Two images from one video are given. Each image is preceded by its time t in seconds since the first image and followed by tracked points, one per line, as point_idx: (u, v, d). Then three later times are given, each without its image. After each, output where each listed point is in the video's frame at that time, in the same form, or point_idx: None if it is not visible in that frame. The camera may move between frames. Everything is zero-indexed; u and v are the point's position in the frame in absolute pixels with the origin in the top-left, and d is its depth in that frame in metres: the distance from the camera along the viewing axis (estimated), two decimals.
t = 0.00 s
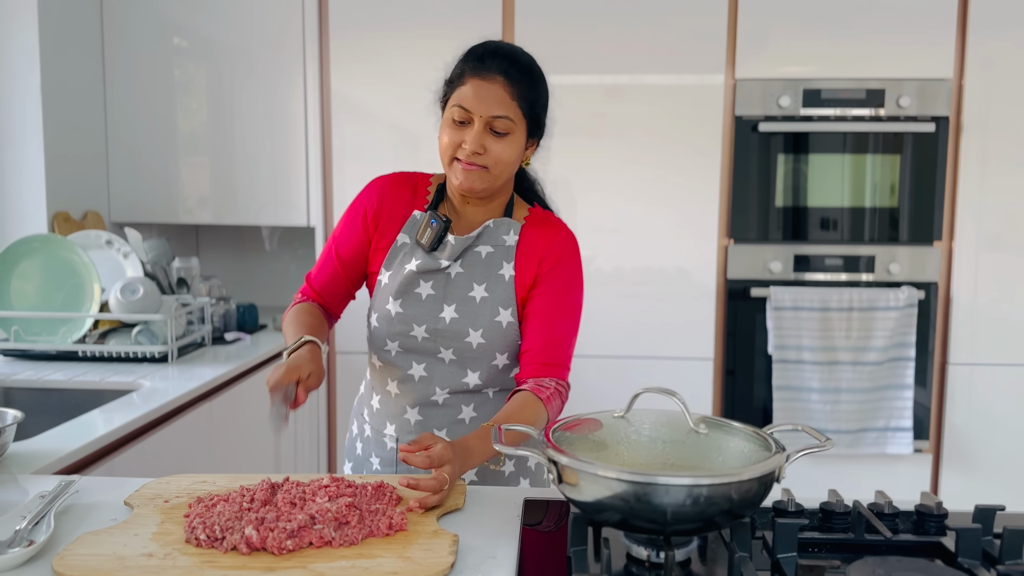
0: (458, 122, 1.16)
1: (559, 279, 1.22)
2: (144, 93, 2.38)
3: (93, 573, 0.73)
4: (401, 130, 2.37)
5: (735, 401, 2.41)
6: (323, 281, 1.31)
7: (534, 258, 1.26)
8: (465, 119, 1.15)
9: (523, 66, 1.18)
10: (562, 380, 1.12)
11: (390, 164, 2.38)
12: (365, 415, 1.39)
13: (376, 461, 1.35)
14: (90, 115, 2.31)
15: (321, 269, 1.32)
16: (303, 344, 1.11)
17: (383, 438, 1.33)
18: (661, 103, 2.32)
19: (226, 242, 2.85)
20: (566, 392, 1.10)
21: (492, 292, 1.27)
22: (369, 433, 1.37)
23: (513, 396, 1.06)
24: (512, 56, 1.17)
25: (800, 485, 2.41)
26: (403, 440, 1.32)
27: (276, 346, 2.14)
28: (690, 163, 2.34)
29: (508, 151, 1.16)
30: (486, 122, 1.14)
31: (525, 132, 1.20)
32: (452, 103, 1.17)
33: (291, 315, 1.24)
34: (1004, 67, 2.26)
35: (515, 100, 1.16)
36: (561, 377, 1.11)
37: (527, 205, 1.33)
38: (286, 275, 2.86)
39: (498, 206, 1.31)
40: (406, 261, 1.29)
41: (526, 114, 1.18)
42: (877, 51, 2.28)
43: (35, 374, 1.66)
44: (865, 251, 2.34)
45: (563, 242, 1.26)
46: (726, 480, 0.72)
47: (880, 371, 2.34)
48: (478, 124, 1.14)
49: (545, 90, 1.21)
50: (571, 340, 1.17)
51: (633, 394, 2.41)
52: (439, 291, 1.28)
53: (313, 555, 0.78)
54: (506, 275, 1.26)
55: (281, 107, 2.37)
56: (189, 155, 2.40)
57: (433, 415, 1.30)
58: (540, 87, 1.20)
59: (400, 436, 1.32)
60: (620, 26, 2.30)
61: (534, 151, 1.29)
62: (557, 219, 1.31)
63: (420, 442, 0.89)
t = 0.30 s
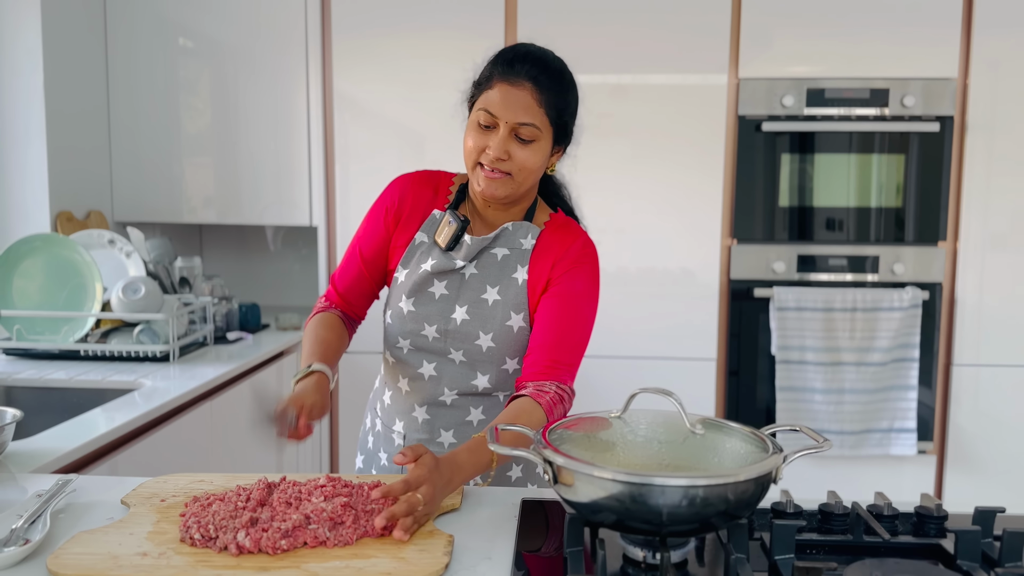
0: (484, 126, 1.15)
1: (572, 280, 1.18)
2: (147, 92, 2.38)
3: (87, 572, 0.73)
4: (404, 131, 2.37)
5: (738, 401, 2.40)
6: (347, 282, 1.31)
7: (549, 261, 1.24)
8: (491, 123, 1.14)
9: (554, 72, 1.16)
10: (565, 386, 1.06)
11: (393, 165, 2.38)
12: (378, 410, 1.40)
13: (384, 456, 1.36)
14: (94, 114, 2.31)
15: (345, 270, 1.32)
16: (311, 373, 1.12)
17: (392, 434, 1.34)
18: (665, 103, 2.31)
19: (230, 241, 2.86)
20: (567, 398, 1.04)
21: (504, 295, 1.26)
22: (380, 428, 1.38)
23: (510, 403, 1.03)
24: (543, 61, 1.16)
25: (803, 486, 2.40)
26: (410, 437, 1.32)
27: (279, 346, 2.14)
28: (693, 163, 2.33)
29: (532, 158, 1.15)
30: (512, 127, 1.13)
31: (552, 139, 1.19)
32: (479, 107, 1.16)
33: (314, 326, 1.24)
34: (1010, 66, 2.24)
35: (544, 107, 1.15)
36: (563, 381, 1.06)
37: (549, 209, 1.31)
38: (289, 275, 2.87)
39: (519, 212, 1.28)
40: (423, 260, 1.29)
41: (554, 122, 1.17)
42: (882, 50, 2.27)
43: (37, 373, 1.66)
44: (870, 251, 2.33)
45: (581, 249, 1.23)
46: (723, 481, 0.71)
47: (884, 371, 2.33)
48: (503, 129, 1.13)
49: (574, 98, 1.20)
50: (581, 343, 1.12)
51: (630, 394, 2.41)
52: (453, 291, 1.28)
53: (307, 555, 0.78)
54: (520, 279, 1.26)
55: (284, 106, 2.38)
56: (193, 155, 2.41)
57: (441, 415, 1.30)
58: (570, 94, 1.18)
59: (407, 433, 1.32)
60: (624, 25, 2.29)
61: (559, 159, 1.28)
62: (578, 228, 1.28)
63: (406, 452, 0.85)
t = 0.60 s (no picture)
0: (503, 128, 1.14)
1: (589, 285, 1.16)
2: (152, 92, 2.39)
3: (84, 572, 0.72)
4: (409, 131, 2.37)
5: (742, 402, 2.39)
6: (359, 278, 1.31)
7: (567, 264, 1.21)
8: (511, 125, 1.13)
9: (577, 75, 1.15)
10: (573, 391, 1.06)
11: (397, 165, 2.38)
12: (392, 406, 1.40)
13: (394, 453, 1.36)
14: (99, 114, 2.32)
15: (358, 265, 1.31)
16: (318, 369, 1.11)
17: (402, 431, 1.34)
18: (670, 103, 2.31)
19: (234, 241, 2.86)
20: (573, 404, 1.04)
21: (518, 298, 1.24)
22: (392, 424, 1.38)
23: (516, 403, 1.03)
24: (567, 63, 1.14)
25: (807, 487, 2.39)
26: (418, 436, 1.31)
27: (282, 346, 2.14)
28: (698, 164, 2.32)
29: (552, 161, 1.14)
30: (532, 131, 1.12)
31: (573, 143, 1.17)
32: (499, 108, 1.15)
33: (323, 319, 1.25)
34: (1019, 66, 2.23)
35: (565, 111, 1.13)
36: (571, 387, 1.06)
37: (569, 210, 1.30)
38: (294, 275, 2.87)
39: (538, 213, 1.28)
40: (437, 261, 1.28)
41: (576, 126, 1.15)
42: (890, 50, 2.25)
43: (41, 372, 1.67)
44: (878, 251, 2.32)
45: (600, 252, 1.21)
46: (723, 483, 0.70)
47: (889, 373, 2.31)
48: (522, 132, 1.12)
49: (597, 101, 1.18)
50: (593, 350, 1.11)
51: (630, 394, 2.40)
52: (467, 291, 1.27)
53: (304, 555, 0.78)
54: (535, 282, 1.23)
55: (289, 106, 2.38)
56: (198, 155, 2.41)
57: (451, 416, 1.29)
58: (593, 98, 1.17)
59: (416, 431, 1.31)
60: (628, 25, 2.29)
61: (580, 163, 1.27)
62: (597, 230, 1.26)
63: (416, 458, 0.85)
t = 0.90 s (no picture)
0: (517, 133, 1.13)
1: (599, 288, 1.14)
2: (158, 92, 2.39)
3: (81, 571, 0.72)
4: (413, 130, 2.36)
5: (748, 404, 2.38)
6: (370, 278, 1.34)
7: (578, 266, 1.19)
8: (525, 131, 1.12)
9: (593, 82, 1.13)
10: (581, 395, 1.05)
11: (401, 164, 2.38)
12: (402, 407, 1.40)
13: (403, 454, 1.36)
14: (104, 113, 2.32)
15: (370, 266, 1.35)
16: (333, 344, 1.16)
17: (412, 432, 1.34)
18: (675, 103, 2.30)
19: (240, 241, 2.87)
20: (581, 409, 1.03)
21: (528, 299, 1.23)
22: (402, 424, 1.38)
23: (522, 406, 1.03)
24: (582, 68, 1.12)
25: (813, 489, 2.37)
26: (428, 436, 1.31)
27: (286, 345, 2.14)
28: (704, 163, 2.31)
29: (564, 168, 1.13)
30: (546, 137, 1.10)
31: (587, 149, 1.16)
32: (513, 112, 1.13)
33: (338, 309, 1.29)
34: None
35: (580, 117, 1.12)
36: (579, 392, 1.05)
37: (581, 211, 1.28)
38: (299, 275, 2.87)
39: (549, 216, 1.25)
40: (446, 260, 1.27)
41: (590, 133, 1.14)
42: (898, 49, 2.24)
43: (45, 370, 1.67)
44: (885, 252, 2.30)
45: (611, 253, 1.19)
46: (723, 484, 0.70)
47: (896, 374, 2.30)
48: (536, 139, 1.10)
49: (612, 107, 1.16)
50: (602, 355, 1.10)
51: (630, 395, 2.39)
52: (476, 291, 1.26)
53: (301, 555, 0.77)
54: (546, 284, 1.22)
55: (294, 106, 2.38)
56: (204, 155, 2.42)
57: (460, 416, 1.29)
58: (609, 105, 1.15)
59: (426, 431, 1.31)
60: (635, 24, 2.28)
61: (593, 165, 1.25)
62: (610, 231, 1.24)
63: (423, 459, 0.85)
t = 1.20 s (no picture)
0: (530, 136, 1.12)
1: (606, 293, 1.13)
2: (164, 91, 2.40)
3: (77, 571, 0.72)
4: (419, 130, 2.36)
5: (754, 406, 2.37)
6: (381, 278, 1.33)
7: (586, 270, 1.18)
8: (537, 134, 1.11)
9: (608, 87, 1.11)
10: (585, 401, 1.04)
11: (407, 164, 2.38)
12: (407, 405, 1.39)
13: (407, 453, 1.36)
14: (111, 112, 2.33)
15: (380, 265, 1.34)
16: (338, 368, 1.14)
17: (416, 430, 1.33)
18: (682, 103, 2.29)
19: (246, 241, 2.87)
20: (584, 413, 1.02)
21: (535, 302, 1.22)
22: (406, 423, 1.38)
23: (526, 408, 1.02)
24: (597, 73, 1.11)
25: (819, 492, 2.36)
26: (431, 435, 1.31)
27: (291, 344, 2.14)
28: (710, 164, 2.30)
29: (575, 172, 1.12)
30: (558, 142, 1.09)
31: (599, 153, 1.15)
32: (526, 115, 1.12)
33: (344, 318, 1.28)
34: None
35: (593, 122, 1.10)
36: (583, 398, 1.04)
37: (592, 214, 1.26)
38: (305, 274, 2.88)
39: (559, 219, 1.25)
40: (454, 261, 1.26)
41: (603, 138, 1.13)
42: (908, 49, 2.22)
43: (49, 369, 1.67)
44: (894, 253, 2.29)
45: (622, 257, 1.18)
46: (724, 488, 0.69)
47: (903, 376, 2.28)
48: (548, 143, 1.09)
49: (627, 111, 1.15)
50: (608, 360, 1.09)
51: (629, 398, 2.37)
52: (483, 292, 1.25)
53: (298, 556, 0.77)
54: (553, 286, 1.21)
55: (300, 105, 2.38)
56: (211, 155, 2.42)
57: (464, 416, 1.28)
58: (623, 111, 1.14)
59: (430, 430, 1.31)
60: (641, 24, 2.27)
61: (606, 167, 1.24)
62: (620, 236, 1.23)
63: (424, 461, 0.85)
